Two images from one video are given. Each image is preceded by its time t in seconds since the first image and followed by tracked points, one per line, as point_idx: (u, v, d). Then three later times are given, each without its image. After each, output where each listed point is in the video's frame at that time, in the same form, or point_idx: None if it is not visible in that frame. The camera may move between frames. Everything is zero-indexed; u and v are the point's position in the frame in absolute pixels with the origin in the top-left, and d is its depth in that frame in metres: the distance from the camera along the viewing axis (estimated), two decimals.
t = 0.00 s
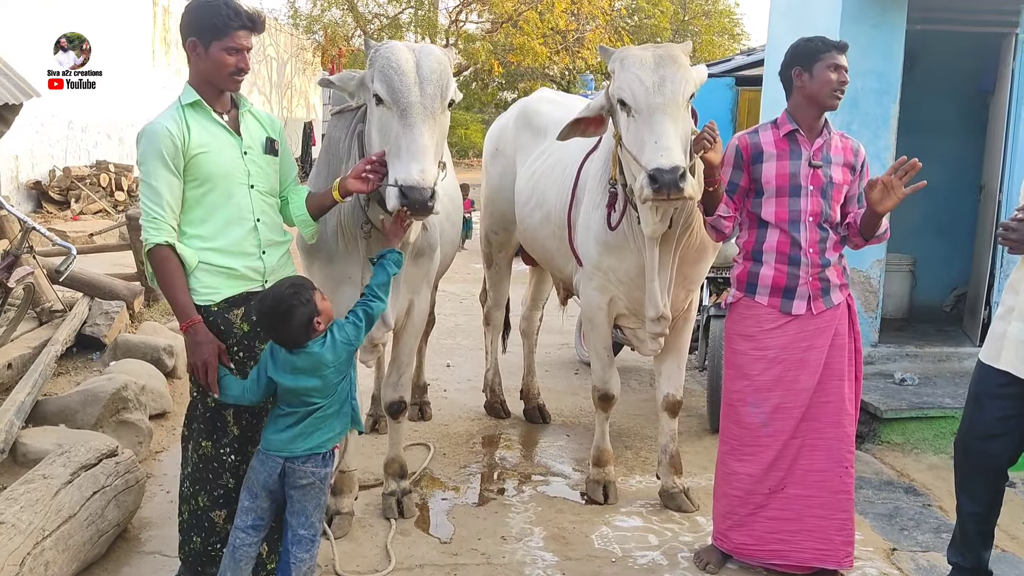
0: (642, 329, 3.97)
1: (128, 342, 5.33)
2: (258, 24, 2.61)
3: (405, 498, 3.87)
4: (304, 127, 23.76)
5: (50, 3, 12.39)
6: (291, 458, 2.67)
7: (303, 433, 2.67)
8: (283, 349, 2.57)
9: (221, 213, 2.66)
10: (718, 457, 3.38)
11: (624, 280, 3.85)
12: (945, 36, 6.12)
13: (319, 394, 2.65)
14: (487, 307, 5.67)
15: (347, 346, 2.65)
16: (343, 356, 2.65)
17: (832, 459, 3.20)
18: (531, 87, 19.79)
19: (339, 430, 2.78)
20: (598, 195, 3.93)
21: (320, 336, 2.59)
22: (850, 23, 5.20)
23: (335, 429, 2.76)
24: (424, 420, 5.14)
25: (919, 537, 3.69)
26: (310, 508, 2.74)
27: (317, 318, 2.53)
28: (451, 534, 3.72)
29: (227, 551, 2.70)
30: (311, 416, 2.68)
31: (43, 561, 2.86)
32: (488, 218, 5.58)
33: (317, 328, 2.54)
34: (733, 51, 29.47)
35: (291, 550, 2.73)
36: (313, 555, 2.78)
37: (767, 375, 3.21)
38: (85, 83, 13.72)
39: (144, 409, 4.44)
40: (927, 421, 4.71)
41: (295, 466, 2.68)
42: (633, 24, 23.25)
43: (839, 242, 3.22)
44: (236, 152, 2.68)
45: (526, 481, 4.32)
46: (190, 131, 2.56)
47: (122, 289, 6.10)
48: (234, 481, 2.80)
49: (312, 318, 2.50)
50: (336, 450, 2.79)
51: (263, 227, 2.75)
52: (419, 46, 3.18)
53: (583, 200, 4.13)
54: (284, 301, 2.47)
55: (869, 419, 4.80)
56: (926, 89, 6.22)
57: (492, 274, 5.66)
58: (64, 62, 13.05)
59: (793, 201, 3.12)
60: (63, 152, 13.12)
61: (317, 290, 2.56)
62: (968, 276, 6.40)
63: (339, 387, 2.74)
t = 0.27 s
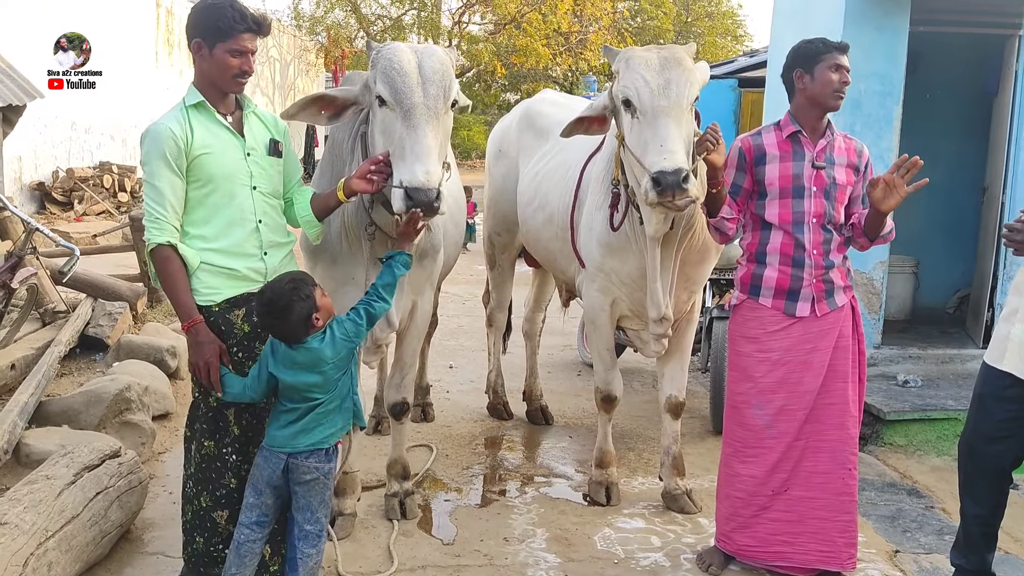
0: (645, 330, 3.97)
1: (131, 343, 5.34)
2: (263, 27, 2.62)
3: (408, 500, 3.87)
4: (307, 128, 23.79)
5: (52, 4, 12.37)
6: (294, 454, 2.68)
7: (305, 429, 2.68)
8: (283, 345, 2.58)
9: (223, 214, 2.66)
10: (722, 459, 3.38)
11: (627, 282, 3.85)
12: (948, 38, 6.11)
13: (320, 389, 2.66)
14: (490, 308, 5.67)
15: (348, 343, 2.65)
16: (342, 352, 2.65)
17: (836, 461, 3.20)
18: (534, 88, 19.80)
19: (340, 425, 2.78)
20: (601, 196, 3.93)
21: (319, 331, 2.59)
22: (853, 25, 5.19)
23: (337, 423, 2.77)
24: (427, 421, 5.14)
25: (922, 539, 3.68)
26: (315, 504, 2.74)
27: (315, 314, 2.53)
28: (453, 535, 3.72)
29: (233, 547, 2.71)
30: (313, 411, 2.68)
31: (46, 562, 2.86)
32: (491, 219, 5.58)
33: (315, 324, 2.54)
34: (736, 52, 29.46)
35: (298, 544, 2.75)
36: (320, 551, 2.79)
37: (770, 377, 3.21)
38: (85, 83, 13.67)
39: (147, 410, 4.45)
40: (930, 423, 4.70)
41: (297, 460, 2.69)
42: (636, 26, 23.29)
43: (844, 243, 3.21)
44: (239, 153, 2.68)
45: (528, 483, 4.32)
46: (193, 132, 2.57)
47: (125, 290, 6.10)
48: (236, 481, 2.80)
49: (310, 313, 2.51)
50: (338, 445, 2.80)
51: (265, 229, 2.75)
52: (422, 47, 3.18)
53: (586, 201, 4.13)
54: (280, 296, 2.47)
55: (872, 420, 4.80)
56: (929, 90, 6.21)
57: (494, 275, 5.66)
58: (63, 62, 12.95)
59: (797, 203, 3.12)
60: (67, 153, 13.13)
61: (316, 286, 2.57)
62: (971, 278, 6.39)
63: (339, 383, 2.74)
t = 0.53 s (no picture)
0: (646, 331, 3.98)
1: (134, 343, 5.35)
2: (265, 29, 2.63)
3: (410, 499, 3.88)
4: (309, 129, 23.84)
5: (54, 4, 12.33)
6: (294, 454, 2.69)
7: (305, 429, 2.69)
8: (280, 344, 2.58)
9: (224, 215, 2.67)
10: (725, 459, 3.39)
11: (628, 282, 3.86)
12: (950, 39, 6.11)
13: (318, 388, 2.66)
14: (492, 309, 5.68)
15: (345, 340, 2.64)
16: (340, 349, 2.65)
17: (839, 462, 3.21)
18: (536, 88, 19.81)
19: (341, 425, 2.79)
20: (602, 197, 3.93)
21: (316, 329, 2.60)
22: (855, 26, 5.20)
23: (337, 422, 2.77)
24: (429, 421, 5.15)
25: (923, 540, 3.69)
26: (316, 504, 2.75)
27: (311, 311, 2.54)
28: (455, 535, 3.73)
29: (236, 549, 2.72)
30: (312, 411, 2.69)
31: (50, 561, 2.87)
32: (493, 220, 5.59)
33: (310, 321, 2.55)
34: (739, 52, 29.42)
35: (300, 544, 2.75)
36: (324, 549, 2.80)
37: (773, 378, 3.21)
38: (84, 83, 13.60)
39: (150, 410, 4.46)
40: (931, 424, 4.71)
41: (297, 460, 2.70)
42: (640, 26, 23.57)
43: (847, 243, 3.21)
44: (240, 154, 2.69)
45: (530, 483, 4.33)
46: (195, 133, 2.58)
47: (128, 290, 6.12)
48: (237, 481, 2.81)
49: (306, 310, 2.51)
50: (339, 444, 2.80)
51: (266, 229, 2.76)
52: (425, 48, 3.20)
53: (587, 201, 4.14)
54: (276, 294, 2.48)
55: (874, 421, 4.80)
56: (930, 91, 6.21)
57: (496, 276, 5.66)
58: (63, 62, 12.88)
59: (799, 203, 3.12)
60: (70, 154, 13.15)
61: (312, 284, 2.57)
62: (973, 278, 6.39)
63: (338, 381, 2.75)
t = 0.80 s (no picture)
0: (647, 331, 3.97)
1: (135, 343, 5.35)
2: (265, 29, 2.64)
3: (411, 500, 3.88)
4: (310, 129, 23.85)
5: (54, 4, 12.32)
6: (295, 454, 2.69)
7: (305, 429, 2.69)
8: (277, 344, 2.58)
9: (224, 215, 2.67)
10: (726, 460, 3.39)
11: (629, 283, 3.86)
12: (951, 39, 6.11)
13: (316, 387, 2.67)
14: (493, 309, 5.68)
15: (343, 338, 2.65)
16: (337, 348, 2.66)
17: (841, 462, 3.21)
18: (536, 89, 19.83)
19: (340, 423, 2.80)
20: (604, 198, 3.93)
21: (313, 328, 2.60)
22: (855, 26, 5.20)
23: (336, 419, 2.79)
24: (429, 422, 5.15)
25: (925, 540, 3.68)
26: (317, 503, 2.76)
27: (307, 311, 2.53)
28: (456, 535, 3.73)
29: (237, 552, 2.72)
30: (311, 410, 2.69)
31: (51, 561, 2.88)
32: (494, 220, 5.59)
33: (307, 321, 2.54)
34: (739, 53, 29.42)
35: (301, 544, 2.76)
36: (325, 549, 2.80)
37: (775, 378, 3.21)
38: (85, 83, 13.58)
39: (151, 410, 4.46)
40: (933, 424, 4.70)
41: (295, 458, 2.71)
42: (640, 26, 23.62)
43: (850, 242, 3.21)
44: (240, 154, 2.69)
45: (531, 483, 4.33)
46: (195, 133, 2.59)
47: (129, 291, 6.12)
48: (236, 482, 2.81)
49: (302, 310, 2.51)
50: (338, 443, 2.81)
51: (266, 230, 2.76)
52: (427, 47, 3.21)
53: (588, 201, 4.14)
54: (273, 294, 2.47)
55: (875, 422, 4.80)
56: (931, 92, 6.21)
57: (497, 276, 5.66)
58: (63, 62, 12.87)
59: (802, 203, 3.12)
60: (71, 154, 13.16)
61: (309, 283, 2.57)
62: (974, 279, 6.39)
63: (336, 379, 2.75)
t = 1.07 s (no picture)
0: (647, 330, 3.97)
1: (136, 343, 5.36)
2: (262, 29, 2.64)
3: (411, 499, 3.89)
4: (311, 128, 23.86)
5: (54, 4, 12.32)
6: (296, 454, 2.70)
7: (304, 428, 2.69)
8: (271, 344, 2.58)
9: (223, 214, 2.68)
10: (726, 458, 3.39)
11: (629, 282, 3.86)
12: (951, 38, 6.11)
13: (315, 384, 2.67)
14: (493, 308, 5.69)
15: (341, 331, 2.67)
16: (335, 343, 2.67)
17: (841, 460, 3.21)
18: (536, 88, 19.85)
19: (339, 419, 2.81)
20: (604, 196, 3.93)
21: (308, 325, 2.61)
22: (855, 25, 5.20)
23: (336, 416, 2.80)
24: (430, 421, 5.15)
25: (924, 538, 3.69)
26: (320, 499, 2.77)
27: (301, 310, 2.54)
28: (457, 534, 3.73)
29: (240, 555, 2.73)
30: (310, 409, 2.70)
31: (52, 560, 2.88)
32: (494, 219, 5.60)
33: (301, 320, 2.55)
34: (740, 51, 29.43)
35: (305, 541, 2.78)
36: (326, 544, 2.83)
37: (775, 376, 3.21)
38: (85, 83, 13.58)
39: (151, 409, 4.47)
40: (933, 423, 4.71)
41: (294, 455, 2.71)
42: (640, 25, 23.56)
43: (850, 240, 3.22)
44: (239, 153, 2.70)
45: (531, 482, 4.34)
46: (193, 132, 2.59)
47: (130, 290, 6.13)
48: (235, 481, 2.81)
49: (296, 310, 2.51)
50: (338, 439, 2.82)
51: (265, 229, 2.77)
52: (427, 46, 3.21)
53: (588, 200, 4.14)
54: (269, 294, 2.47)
55: (875, 420, 4.80)
56: (930, 90, 6.21)
57: (497, 275, 5.67)
58: (64, 62, 12.87)
59: (802, 201, 3.13)
60: (72, 154, 13.16)
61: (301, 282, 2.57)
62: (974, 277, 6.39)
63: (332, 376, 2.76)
